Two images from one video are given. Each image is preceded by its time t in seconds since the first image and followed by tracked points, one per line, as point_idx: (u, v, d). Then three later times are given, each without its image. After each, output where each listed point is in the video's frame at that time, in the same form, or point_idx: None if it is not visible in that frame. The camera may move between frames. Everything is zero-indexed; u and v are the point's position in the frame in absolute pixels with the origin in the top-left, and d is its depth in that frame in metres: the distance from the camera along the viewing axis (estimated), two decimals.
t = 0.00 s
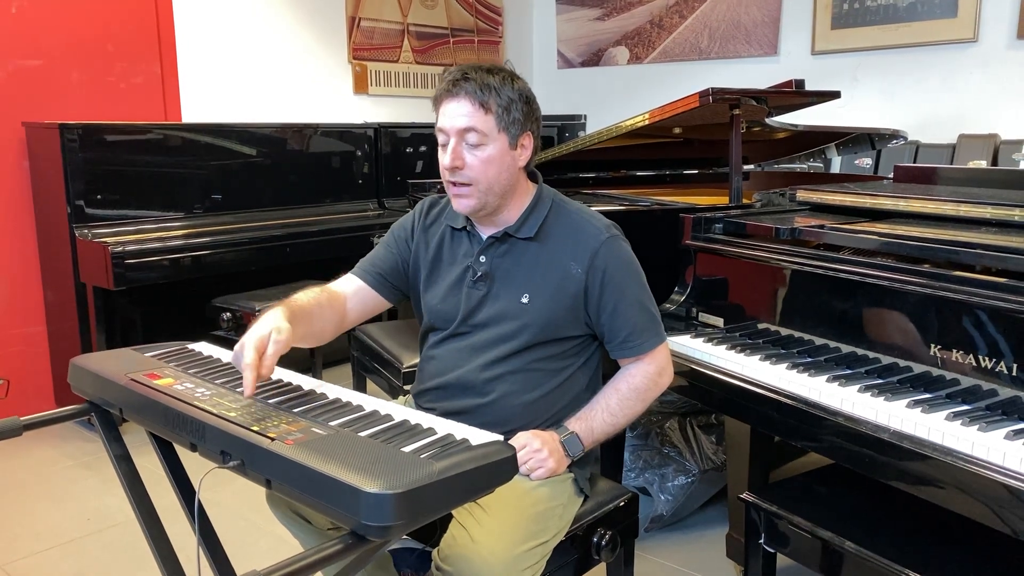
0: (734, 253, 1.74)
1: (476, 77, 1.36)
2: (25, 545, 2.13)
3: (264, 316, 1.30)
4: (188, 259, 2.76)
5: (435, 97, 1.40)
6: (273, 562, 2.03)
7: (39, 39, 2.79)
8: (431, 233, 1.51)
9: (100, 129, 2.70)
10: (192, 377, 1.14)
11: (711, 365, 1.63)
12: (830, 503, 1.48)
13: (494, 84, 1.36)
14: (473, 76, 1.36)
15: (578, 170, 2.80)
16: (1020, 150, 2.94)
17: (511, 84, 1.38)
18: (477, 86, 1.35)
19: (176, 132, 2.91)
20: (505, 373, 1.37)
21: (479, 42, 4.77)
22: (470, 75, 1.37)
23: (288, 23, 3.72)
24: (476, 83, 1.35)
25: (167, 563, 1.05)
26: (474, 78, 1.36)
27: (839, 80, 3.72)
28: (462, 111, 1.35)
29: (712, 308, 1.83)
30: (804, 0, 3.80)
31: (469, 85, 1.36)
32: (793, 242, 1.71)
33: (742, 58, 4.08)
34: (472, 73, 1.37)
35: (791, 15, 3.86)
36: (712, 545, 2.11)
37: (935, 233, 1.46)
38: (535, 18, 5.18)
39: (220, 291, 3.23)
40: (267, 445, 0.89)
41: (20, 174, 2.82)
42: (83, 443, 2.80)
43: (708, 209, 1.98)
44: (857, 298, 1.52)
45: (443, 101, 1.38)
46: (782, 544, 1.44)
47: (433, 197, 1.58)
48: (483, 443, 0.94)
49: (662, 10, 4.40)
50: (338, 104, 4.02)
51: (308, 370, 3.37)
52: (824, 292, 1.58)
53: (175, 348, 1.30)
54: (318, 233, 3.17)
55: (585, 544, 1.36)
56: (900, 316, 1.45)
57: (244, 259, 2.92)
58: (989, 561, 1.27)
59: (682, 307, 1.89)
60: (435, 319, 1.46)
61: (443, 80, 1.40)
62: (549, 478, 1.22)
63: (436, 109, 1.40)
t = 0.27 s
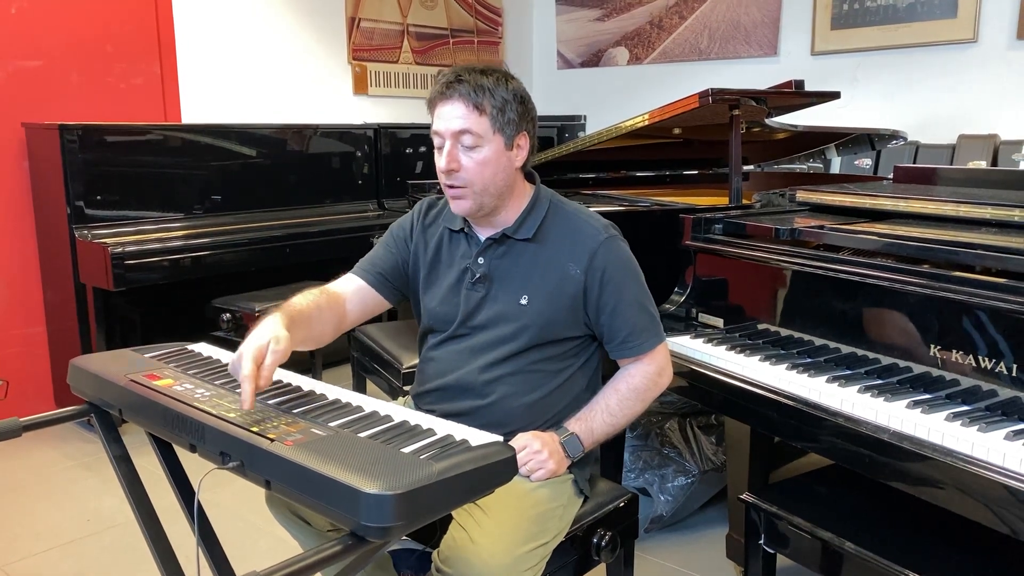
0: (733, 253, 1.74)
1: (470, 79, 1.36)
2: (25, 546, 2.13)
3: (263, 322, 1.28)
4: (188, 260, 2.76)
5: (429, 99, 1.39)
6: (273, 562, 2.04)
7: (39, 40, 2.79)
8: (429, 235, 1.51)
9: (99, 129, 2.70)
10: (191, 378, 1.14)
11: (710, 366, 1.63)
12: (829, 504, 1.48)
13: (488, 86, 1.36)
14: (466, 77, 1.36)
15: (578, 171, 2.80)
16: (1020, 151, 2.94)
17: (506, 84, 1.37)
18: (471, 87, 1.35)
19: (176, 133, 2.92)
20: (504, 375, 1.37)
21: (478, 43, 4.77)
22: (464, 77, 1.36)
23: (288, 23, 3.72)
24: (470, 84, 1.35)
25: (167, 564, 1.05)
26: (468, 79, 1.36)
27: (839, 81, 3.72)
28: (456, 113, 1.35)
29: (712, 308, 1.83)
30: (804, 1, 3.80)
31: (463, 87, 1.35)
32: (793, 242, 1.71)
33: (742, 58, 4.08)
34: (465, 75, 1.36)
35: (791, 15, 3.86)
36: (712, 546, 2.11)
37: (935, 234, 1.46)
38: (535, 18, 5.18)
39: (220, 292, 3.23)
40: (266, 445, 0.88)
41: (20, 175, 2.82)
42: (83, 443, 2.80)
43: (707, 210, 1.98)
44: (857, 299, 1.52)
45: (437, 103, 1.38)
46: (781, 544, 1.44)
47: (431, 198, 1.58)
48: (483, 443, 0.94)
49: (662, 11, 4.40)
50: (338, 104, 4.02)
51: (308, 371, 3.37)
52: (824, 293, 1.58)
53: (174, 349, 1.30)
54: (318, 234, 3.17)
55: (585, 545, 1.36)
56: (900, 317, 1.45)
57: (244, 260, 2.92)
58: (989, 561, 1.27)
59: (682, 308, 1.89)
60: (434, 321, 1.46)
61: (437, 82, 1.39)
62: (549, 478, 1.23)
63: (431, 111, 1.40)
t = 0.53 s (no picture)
0: (732, 253, 1.74)
1: (465, 82, 1.36)
2: (23, 546, 2.13)
3: (263, 326, 1.29)
4: (187, 260, 2.75)
5: (424, 102, 1.39)
6: (272, 562, 2.04)
7: (37, 40, 2.79)
8: (428, 236, 1.51)
9: (98, 129, 2.70)
10: (190, 378, 1.14)
11: (708, 366, 1.63)
12: (828, 504, 1.48)
13: (483, 88, 1.36)
14: (461, 80, 1.36)
15: (576, 170, 2.80)
16: (1018, 151, 2.95)
17: (501, 86, 1.37)
18: (466, 90, 1.35)
19: (175, 133, 2.92)
20: (503, 376, 1.37)
21: (477, 43, 4.77)
22: (459, 79, 1.36)
23: (287, 24, 3.72)
24: (464, 87, 1.35)
25: (165, 564, 1.05)
26: (463, 82, 1.36)
27: (838, 80, 3.72)
28: (452, 116, 1.35)
29: (711, 308, 1.83)
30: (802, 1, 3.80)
31: (458, 90, 1.35)
32: (792, 242, 1.71)
33: (740, 58, 4.08)
34: (460, 77, 1.36)
35: (789, 15, 3.86)
36: (711, 546, 2.11)
37: (934, 233, 1.46)
38: (534, 18, 5.18)
39: (219, 292, 3.22)
40: (265, 446, 0.88)
41: (18, 175, 2.82)
42: (81, 444, 2.80)
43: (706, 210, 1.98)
44: (856, 299, 1.52)
45: (432, 106, 1.38)
46: (780, 544, 1.44)
47: (429, 199, 1.58)
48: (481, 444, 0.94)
49: (661, 10, 4.40)
50: (336, 105, 4.01)
51: (307, 371, 3.37)
52: (822, 292, 1.58)
53: (173, 349, 1.30)
54: (317, 234, 3.16)
55: (583, 545, 1.36)
56: (899, 316, 1.45)
57: (243, 260, 2.92)
58: (987, 561, 1.27)
59: (680, 307, 1.89)
60: (432, 322, 1.46)
61: (432, 86, 1.39)
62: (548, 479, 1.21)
63: (426, 115, 1.40)
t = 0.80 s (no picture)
0: (731, 253, 1.74)
1: (462, 83, 1.35)
2: (22, 547, 2.13)
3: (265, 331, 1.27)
4: (186, 260, 2.75)
5: (421, 104, 1.39)
6: (271, 563, 2.03)
7: (36, 40, 2.79)
8: (427, 236, 1.51)
9: (97, 129, 2.70)
10: (189, 378, 1.14)
11: (708, 366, 1.63)
12: (827, 504, 1.48)
13: (480, 89, 1.35)
14: (458, 81, 1.36)
15: (575, 170, 2.80)
16: (1017, 151, 2.95)
17: (498, 86, 1.37)
18: (463, 91, 1.35)
19: (174, 133, 2.91)
20: (503, 376, 1.37)
21: (476, 43, 4.77)
22: (456, 80, 1.36)
23: (286, 24, 3.72)
24: (461, 88, 1.35)
25: (164, 564, 1.05)
26: (460, 83, 1.35)
27: (837, 80, 3.72)
28: (449, 117, 1.35)
29: (710, 308, 1.83)
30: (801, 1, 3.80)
31: (455, 91, 1.35)
32: (791, 242, 1.71)
33: (739, 58, 4.08)
34: (457, 78, 1.36)
35: (788, 15, 3.86)
36: (710, 545, 2.11)
37: (933, 233, 1.46)
38: (533, 18, 5.18)
39: (218, 292, 3.22)
40: (264, 446, 0.88)
41: (17, 175, 2.82)
42: (80, 444, 2.80)
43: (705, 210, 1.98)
44: (855, 299, 1.52)
45: (429, 108, 1.38)
46: (779, 544, 1.44)
47: (428, 200, 1.58)
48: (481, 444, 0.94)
49: (660, 11, 4.40)
50: (335, 105, 4.01)
51: (306, 371, 3.37)
52: (822, 292, 1.58)
53: (172, 350, 1.29)
54: (316, 234, 3.16)
55: (582, 545, 1.37)
56: (898, 316, 1.45)
57: (242, 260, 2.92)
58: (986, 561, 1.27)
59: (679, 307, 1.89)
60: (432, 322, 1.46)
61: (429, 87, 1.39)
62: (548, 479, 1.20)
63: (424, 116, 1.40)
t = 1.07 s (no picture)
0: (730, 253, 1.74)
1: (458, 81, 1.36)
2: (20, 546, 2.13)
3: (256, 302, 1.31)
4: (185, 259, 2.75)
5: (418, 103, 1.40)
6: (269, 562, 2.03)
7: (35, 40, 2.79)
8: (426, 236, 1.51)
9: (95, 129, 2.70)
10: (187, 378, 1.14)
11: (706, 365, 1.63)
12: (826, 503, 1.48)
13: (475, 87, 1.36)
14: (453, 79, 1.36)
15: (574, 170, 2.80)
16: (1015, 150, 2.95)
17: (493, 84, 1.37)
18: (458, 89, 1.35)
19: (173, 133, 2.91)
20: (502, 376, 1.37)
21: (475, 42, 4.77)
22: (451, 79, 1.36)
23: (285, 24, 3.72)
24: (456, 86, 1.35)
25: (162, 564, 1.05)
26: (455, 81, 1.36)
27: (836, 80, 3.72)
28: (445, 116, 1.35)
29: (708, 308, 1.83)
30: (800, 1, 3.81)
31: (450, 89, 1.35)
32: (789, 242, 1.71)
33: (738, 57, 4.08)
34: (452, 77, 1.36)
35: (787, 15, 3.86)
36: (709, 545, 2.11)
37: (931, 232, 1.46)
38: (532, 17, 5.17)
39: (216, 292, 3.22)
40: (262, 445, 0.88)
41: (16, 175, 2.82)
42: (79, 444, 2.79)
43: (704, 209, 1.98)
44: (853, 298, 1.52)
45: (426, 107, 1.38)
46: (778, 543, 1.44)
47: (427, 200, 1.58)
48: (479, 443, 0.94)
49: (659, 10, 4.40)
50: (334, 105, 4.01)
51: (305, 371, 3.37)
52: (820, 292, 1.58)
53: (170, 349, 1.29)
54: (315, 233, 3.16)
55: (581, 544, 1.36)
56: (897, 316, 1.45)
57: (241, 260, 2.92)
58: (985, 560, 1.27)
59: (678, 307, 1.89)
60: (430, 322, 1.46)
61: (425, 86, 1.40)
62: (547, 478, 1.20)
63: (420, 115, 1.40)
